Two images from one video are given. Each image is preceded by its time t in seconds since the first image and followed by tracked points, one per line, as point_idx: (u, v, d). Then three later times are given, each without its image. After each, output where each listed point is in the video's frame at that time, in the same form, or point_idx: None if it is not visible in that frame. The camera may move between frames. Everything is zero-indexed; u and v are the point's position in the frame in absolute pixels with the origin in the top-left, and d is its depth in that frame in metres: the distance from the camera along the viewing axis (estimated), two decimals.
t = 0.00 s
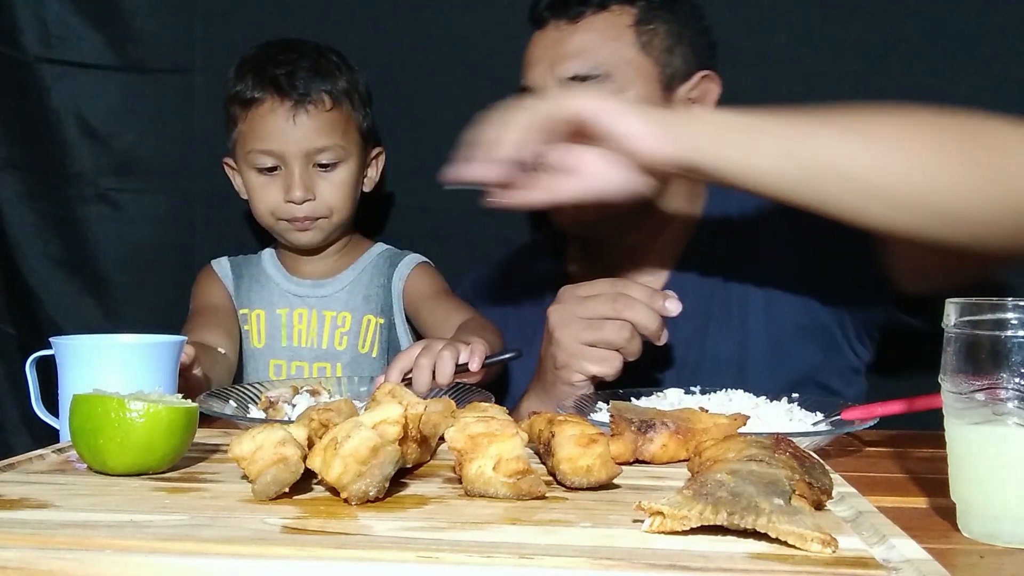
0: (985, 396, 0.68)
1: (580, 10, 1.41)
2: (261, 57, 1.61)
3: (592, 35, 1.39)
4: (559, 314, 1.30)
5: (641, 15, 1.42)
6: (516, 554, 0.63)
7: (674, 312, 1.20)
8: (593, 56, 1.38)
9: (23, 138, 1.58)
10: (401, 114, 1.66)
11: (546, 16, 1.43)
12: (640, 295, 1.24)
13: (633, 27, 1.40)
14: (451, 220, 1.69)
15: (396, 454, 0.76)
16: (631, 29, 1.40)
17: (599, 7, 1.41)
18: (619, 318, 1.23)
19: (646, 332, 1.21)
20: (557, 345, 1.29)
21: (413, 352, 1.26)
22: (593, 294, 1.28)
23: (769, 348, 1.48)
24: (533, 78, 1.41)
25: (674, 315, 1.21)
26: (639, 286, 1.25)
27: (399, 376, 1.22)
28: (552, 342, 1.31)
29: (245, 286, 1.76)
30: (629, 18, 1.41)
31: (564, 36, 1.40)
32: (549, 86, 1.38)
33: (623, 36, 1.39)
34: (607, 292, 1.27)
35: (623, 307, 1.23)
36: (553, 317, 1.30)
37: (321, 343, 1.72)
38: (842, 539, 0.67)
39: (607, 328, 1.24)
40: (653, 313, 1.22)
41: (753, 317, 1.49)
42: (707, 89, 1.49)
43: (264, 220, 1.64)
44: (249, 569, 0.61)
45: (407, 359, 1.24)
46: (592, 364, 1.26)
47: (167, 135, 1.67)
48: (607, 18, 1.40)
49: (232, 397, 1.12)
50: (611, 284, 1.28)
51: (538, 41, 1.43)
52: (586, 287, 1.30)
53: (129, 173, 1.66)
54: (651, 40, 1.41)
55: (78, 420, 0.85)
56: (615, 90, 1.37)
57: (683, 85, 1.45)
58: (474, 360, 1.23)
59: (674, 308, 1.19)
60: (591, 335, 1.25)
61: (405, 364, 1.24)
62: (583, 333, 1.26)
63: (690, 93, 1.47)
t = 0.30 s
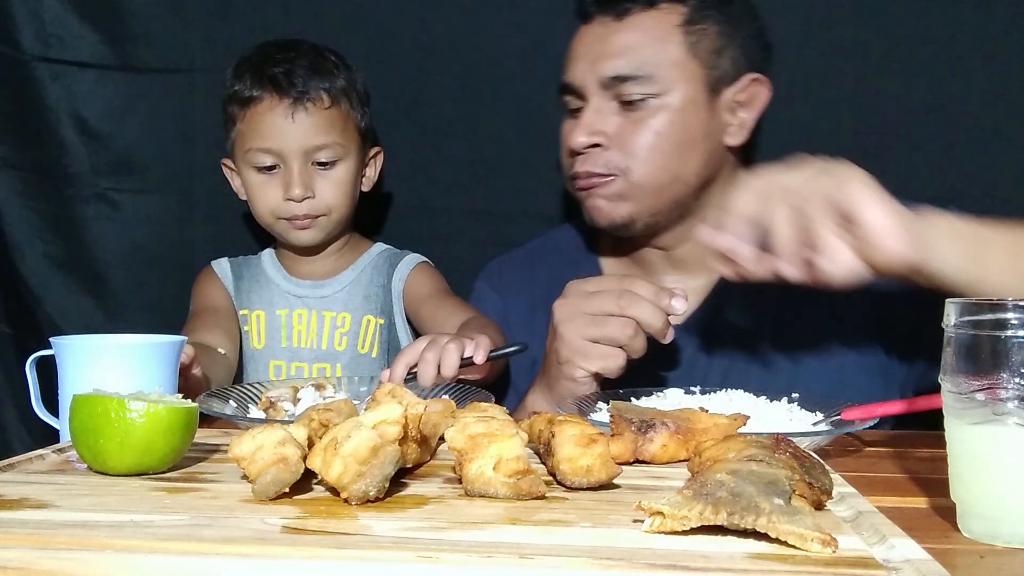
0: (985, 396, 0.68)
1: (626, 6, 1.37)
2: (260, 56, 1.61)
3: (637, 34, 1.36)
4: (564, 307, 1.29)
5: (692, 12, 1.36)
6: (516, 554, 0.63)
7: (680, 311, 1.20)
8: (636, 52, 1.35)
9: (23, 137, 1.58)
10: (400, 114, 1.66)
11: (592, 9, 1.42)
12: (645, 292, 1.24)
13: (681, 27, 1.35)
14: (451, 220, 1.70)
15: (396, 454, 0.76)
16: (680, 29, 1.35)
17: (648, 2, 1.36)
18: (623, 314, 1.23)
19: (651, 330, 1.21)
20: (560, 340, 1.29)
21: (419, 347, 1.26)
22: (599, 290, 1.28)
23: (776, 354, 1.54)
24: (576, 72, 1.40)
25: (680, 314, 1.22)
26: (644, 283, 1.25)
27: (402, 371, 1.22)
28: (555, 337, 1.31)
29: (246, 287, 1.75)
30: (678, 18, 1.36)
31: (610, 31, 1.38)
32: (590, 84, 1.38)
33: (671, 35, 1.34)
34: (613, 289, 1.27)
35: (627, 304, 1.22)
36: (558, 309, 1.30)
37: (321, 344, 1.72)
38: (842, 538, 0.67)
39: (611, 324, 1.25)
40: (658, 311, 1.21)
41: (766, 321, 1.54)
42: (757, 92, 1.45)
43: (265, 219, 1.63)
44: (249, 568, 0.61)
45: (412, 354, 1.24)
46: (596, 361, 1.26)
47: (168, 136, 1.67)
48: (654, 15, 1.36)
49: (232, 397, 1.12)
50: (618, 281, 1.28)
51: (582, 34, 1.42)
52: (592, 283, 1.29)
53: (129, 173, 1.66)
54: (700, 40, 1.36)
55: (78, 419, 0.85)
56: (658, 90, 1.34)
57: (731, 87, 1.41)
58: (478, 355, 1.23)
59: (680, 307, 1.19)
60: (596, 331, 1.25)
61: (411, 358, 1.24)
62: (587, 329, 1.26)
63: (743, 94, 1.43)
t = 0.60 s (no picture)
0: (985, 395, 0.68)
1: (655, 6, 1.37)
2: (262, 56, 1.61)
3: (664, 33, 1.35)
4: (557, 307, 1.29)
5: (721, 18, 1.39)
6: (516, 554, 0.63)
7: (671, 317, 1.17)
8: (657, 52, 1.34)
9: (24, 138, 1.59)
10: (401, 114, 1.67)
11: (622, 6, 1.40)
12: (639, 295, 1.21)
13: (710, 30, 1.37)
14: (452, 220, 1.70)
15: (396, 454, 0.76)
16: (706, 32, 1.37)
17: (676, 6, 1.38)
18: (613, 316, 1.22)
19: (642, 333, 1.19)
20: (552, 338, 1.29)
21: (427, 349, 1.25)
22: (593, 290, 1.27)
23: (770, 356, 1.53)
24: (599, 68, 1.38)
25: (672, 319, 1.18)
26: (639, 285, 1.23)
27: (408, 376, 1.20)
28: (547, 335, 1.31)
29: (247, 286, 1.75)
30: (708, 20, 1.38)
31: (637, 28, 1.36)
32: (613, 81, 1.36)
33: (697, 38, 1.36)
34: (606, 290, 1.25)
35: (618, 306, 1.21)
36: (552, 309, 1.30)
37: (321, 344, 1.72)
38: (842, 538, 0.67)
39: (600, 324, 1.24)
40: (649, 313, 1.19)
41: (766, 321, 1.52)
42: (781, 101, 1.49)
43: (267, 219, 1.63)
44: (249, 568, 0.61)
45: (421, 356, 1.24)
46: (583, 360, 1.27)
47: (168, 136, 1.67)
48: (683, 17, 1.37)
49: (232, 397, 1.12)
50: (612, 283, 1.26)
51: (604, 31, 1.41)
52: (587, 284, 1.28)
53: (129, 173, 1.66)
54: (728, 46, 1.39)
55: (78, 420, 0.85)
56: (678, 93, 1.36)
57: (755, 95, 1.45)
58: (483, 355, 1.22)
59: (671, 312, 1.16)
60: (584, 331, 1.25)
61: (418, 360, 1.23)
62: (576, 328, 1.26)
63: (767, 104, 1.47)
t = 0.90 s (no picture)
0: (985, 395, 0.68)
1: (655, 15, 1.37)
2: (256, 56, 1.61)
3: (662, 42, 1.36)
4: (557, 313, 1.30)
5: (721, 29, 1.39)
6: (516, 554, 0.63)
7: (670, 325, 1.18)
8: (653, 59, 1.34)
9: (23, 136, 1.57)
10: (400, 113, 1.67)
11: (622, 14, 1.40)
12: (638, 301, 1.22)
13: (710, 40, 1.37)
14: (452, 219, 1.70)
15: (396, 454, 0.76)
16: (705, 42, 1.37)
17: (675, 15, 1.37)
18: (614, 322, 1.22)
19: (642, 339, 1.19)
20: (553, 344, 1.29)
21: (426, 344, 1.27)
22: (592, 297, 1.27)
23: (767, 356, 1.52)
24: (596, 74, 1.38)
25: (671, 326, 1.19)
26: (638, 292, 1.23)
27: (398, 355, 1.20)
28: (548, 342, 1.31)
29: (245, 287, 1.76)
30: (708, 30, 1.38)
31: (634, 37, 1.36)
32: (609, 87, 1.37)
33: (696, 47, 1.36)
34: (606, 296, 1.26)
35: (619, 312, 1.21)
36: (551, 315, 1.30)
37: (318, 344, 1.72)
38: (842, 538, 0.67)
39: (601, 331, 1.24)
40: (650, 319, 1.20)
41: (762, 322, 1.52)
42: (779, 113, 1.49)
43: (261, 219, 1.63)
44: (248, 568, 0.61)
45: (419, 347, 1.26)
46: (584, 367, 1.26)
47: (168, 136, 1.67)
48: (685, 27, 1.37)
49: (232, 397, 1.12)
50: (613, 290, 1.27)
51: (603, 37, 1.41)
52: (587, 290, 1.30)
53: (129, 173, 1.66)
54: (728, 57, 1.39)
55: (78, 420, 0.85)
56: (675, 101, 1.36)
57: (753, 105, 1.45)
58: (473, 337, 1.21)
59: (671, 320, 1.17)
60: (586, 337, 1.25)
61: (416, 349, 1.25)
62: (577, 335, 1.26)
63: (765, 115, 1.48)
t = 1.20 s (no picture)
0: (985, 395, 0.68)
1: (668, 14, 1.37)
2: (253, 56, 1.61)
3: (674, 43, 1.35)
4: (561, 315, 1.30)
5: (733, 32, 1.39)
6: (516, 554, 0.63)
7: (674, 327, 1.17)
8: (665, 62, 1.34)
9: (25, 134, 1.58)
10: (400, 113, 1.67)
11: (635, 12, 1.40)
12: (643, 304, 1.22)
13: (722, 43, 1.37)
14: (452, 219, 1.70)
15: (396, 454, 0.76)
16: (716, 45, 1.37)
17: (688, 15, 1.37)
18: (618, 325, 1.22)
19: (645, 342, 1.19)
20: (555, 346, 1.29)
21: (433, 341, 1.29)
22: (598, 298, 1.27)
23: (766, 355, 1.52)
24: (605, 72, 1.38)
25: (675, 329, 1.18)
26: (642, 294, 1.23)
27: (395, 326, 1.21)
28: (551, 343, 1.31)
29: (243, 286, 1.75)
30: (719, 33, 1.38)
31: (646, 36, 1.36)
32: (618, 87, 1.36)
33: (707, 50, 1.36)
34: (611, 298, 1.26)
35: (623, 315, 1.21)
36: (555, 317, 1.30)
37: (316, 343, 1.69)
38: (842, 538, 0.67)
39: (604, 334, 1.24)
40: (653, 323, 1.20)
41: (763, 322, 1.52)
42: (785, 120, 1.49)
43: (259, 218, 1.63)
44: (248, 568, 0.61)
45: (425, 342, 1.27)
46: (588, 369, 1.26)
47: (168, 136, 1.67)
48: (697, 30, 1.37)
49: (232, 397, 1.12)
50: (617, 292, 1.27)
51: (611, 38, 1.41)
52: (591, 292, 1.29)
53: (129, 173, 1.66)
54: (737, 61, 1.39)
55: (78, 420, 0.85)
56: (683, 105, 1.35)
57: (760, 112, 1.45)
58: (470, 316, 1.21)
59: (675, 322, 1.17)
60: (588, 340, 1.25)
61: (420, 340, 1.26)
62: (581, 337, 1.26)
63: (772, 121, 1.47)
